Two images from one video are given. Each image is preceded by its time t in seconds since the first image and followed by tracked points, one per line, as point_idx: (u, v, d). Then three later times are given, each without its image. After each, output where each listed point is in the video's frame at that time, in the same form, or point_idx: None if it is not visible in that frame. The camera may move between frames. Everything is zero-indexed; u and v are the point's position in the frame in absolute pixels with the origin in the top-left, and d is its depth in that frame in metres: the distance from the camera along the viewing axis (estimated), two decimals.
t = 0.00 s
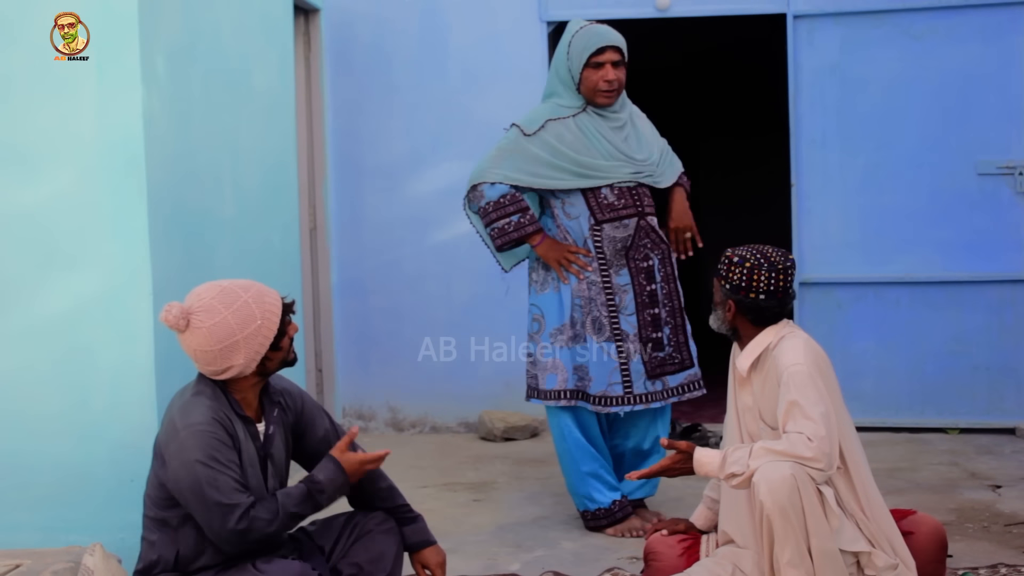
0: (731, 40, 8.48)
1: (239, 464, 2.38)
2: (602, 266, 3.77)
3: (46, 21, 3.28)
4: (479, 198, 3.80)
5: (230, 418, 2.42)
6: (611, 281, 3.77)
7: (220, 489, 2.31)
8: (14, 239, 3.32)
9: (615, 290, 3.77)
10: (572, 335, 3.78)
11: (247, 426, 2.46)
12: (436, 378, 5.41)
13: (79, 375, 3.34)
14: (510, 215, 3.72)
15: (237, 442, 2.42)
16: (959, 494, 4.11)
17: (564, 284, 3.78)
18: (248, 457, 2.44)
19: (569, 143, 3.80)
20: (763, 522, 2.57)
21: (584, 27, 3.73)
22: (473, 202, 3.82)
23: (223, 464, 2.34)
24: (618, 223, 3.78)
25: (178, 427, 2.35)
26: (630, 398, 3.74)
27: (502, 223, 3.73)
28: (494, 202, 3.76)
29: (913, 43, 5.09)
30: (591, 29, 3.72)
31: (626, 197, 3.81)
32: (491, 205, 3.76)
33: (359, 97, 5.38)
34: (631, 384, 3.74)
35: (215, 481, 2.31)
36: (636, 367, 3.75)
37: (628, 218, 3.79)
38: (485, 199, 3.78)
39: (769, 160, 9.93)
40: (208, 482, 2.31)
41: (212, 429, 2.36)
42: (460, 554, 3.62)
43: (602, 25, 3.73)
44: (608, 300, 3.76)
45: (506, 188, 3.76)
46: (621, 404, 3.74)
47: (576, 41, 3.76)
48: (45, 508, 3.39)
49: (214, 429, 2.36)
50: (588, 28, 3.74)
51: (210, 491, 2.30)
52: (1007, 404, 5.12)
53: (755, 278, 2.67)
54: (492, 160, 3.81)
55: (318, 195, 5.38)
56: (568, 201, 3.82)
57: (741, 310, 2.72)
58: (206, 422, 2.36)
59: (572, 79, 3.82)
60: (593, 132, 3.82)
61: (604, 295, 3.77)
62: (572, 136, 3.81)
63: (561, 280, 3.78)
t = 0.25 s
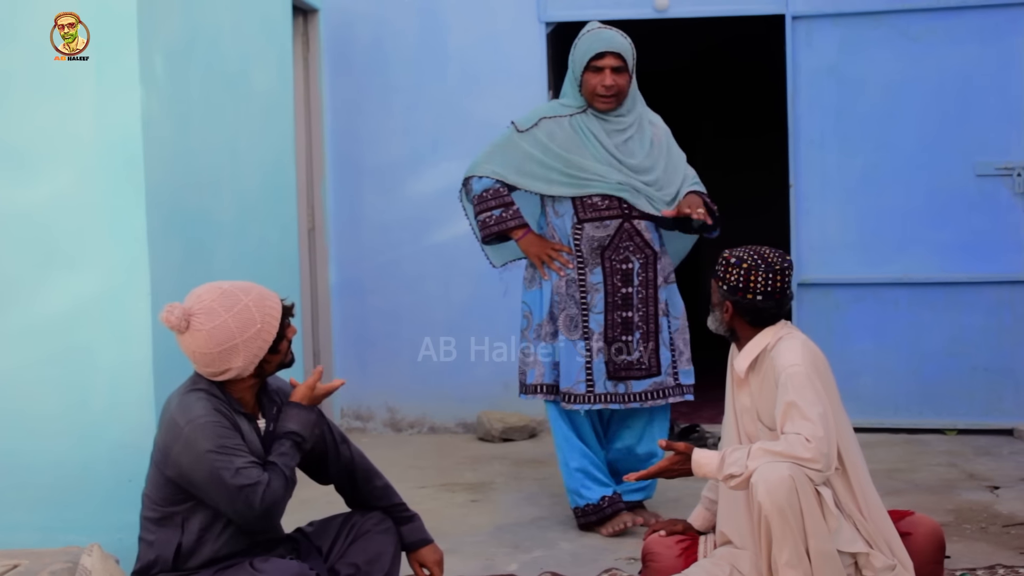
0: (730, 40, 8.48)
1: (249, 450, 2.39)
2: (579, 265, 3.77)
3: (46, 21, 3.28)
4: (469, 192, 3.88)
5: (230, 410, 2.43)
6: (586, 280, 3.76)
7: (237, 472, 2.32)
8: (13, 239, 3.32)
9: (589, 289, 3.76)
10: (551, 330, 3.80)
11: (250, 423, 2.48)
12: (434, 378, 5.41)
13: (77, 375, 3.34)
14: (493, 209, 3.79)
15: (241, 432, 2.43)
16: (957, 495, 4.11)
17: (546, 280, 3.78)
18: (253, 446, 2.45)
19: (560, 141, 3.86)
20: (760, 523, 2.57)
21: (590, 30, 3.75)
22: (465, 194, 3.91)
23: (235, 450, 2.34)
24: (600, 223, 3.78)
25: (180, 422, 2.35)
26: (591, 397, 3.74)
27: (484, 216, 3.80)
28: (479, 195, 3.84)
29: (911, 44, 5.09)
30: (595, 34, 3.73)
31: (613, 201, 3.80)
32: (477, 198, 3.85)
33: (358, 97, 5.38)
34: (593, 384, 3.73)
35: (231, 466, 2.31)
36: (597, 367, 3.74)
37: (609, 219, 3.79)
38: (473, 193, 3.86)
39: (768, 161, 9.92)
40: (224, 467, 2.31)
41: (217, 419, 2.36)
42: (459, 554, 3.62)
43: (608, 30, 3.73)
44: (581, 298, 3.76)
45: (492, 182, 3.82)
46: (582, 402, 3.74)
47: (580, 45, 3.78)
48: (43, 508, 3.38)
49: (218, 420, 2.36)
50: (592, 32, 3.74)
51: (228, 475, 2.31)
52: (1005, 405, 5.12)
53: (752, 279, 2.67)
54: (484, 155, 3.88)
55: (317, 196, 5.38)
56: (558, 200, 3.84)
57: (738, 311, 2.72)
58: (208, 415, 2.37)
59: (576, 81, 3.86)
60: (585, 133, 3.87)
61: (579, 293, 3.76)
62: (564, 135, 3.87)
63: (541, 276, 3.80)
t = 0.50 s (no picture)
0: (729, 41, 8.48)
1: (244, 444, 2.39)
2: (553, 264, 3.83)
3: (45, 21, 3.27)
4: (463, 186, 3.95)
5: (224, 406, 2.43)
6: (559, 280, 3.82)
7: (234, 464, 2.31)
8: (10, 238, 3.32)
9: (561, 289, 3.82)
10: (521, 326, 3.87)
11: (245, 422, 2.48)
12: (431, 378, 5.41)
13: (74, 374, 3.33)
14: (480, 206, 3.84)
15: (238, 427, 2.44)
16: (953, 495, 4.12)
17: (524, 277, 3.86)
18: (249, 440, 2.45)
19: (548, 142, 3.88)
20: (757, 523, 2.57)
21: (590, 33, 3.73)
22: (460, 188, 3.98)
23: (231, 443, 2.34)
24: (576, 223, 3.82)
25: (176, 418, 2.35)
26: (556, 394, 3.79)
27: (473, 213, 3.86)
28: (470, 192, 3.90)
29: (908, 44, 5.09)
30: (595, 41, 3.71)
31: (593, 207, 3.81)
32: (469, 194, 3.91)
33: (355, 97, 5.38)
34: (558, 382, 3.79)
35: (228, 457, 2.31)
36: (564, 366, 3.80)
37: (585, 219, 3.82)
38: (465, 190, 3.93)
39: (767, 162, 9.98)
40: (221, 459, 2.30)
41: (212, 413, 2.36)
42: (456, 554, 3.62)
43: (608, 38, 3.70)
44: (552, 296, 3.82)
45: (481, 180, 3.88)
46: (547, 398, 3.80)
47: (580, 52, 3.77)
48: (39, 507, 3.38)
49: (214, 414, 2.37)
50: (593, 38, 3.71)
51: (225, 467, 2.30)
52: (1002, 406, 5.12)
53: (748, 279, 2.67)
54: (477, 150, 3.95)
55: (314, 196, 5.38)
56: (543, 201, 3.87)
57: (734, 311, 2.72)
58: (204, 409, 2.37)
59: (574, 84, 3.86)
60: (575, 135, 3.87)
61: (550, 291, 3.83)
62: (553, 135, 3.89)
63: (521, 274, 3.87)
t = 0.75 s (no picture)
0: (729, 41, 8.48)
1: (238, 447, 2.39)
2: (532, 269, 3.86)
3: (46, 21, 3.27)
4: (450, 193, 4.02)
5: (222, 407, 2.43)
6: (538, 285, 3.87)
7: (226, 466, 2.31)
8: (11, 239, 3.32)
9: (541, 294, 3.87)
10: (500, 330, 3.92)
11: (242, 423, 2.48)
12: (432, 378, 5.41)
13: (74, 375, 3.33)
14: (466, 212, 3.89)
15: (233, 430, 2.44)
16: (954, 496, 4.12)
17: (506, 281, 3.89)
18: (244, 444, 2.45)
19: (527, 148, 3.92)
20: (759, 523, 2.57)
21: (566, 40, 3.76)
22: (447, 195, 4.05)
23: (225, 445, 2.34)
24: (552, 226, 3.86)
25: (173, 418, 2.35)
26: (540, 396, 3.84)
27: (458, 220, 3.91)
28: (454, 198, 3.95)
29: (909, 45, 5.09)
30: (571, 48, 3.74)
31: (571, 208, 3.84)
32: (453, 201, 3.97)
33: (356, 98, 5.38)
34: (543, 384, 3.84)
35: (220, 460, 2.31)
36: (548, 368, 3.85)
37: (561, 222, 3.85)
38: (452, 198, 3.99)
39: (768, 162, 9.97)
40: (213, 461, 2.30)
41: (208, 414, 2.37)
42: (457, 555, 3.62)
43: (584, 43, 3.74)
44: (532, 301, 3.87)
45: (463, 186, 3.93)
46: (531, 401, 3.85)
47: (557, 58, 3.81)
48: (40, 507, 3.38)
49: (210, 415, 2.37)
50: (569, 44, 3.75)
51: (216, 468, 2.30)
52: (1003, 406, 5.12)
53: (748, 280, 2.67)
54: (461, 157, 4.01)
55: (314, 196, 5.38)
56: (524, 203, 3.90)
57: (735, 312, 2.72)
58: (201, 410, 2.37)
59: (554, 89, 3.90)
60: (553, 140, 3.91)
61: (530, 295, 3.87)
62: (532, 140, 3.93)
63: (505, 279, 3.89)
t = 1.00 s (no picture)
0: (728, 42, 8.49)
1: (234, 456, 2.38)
2: (496, 271, 3.87)
3: (45, 21, 3.27)
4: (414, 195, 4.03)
5: (222, 413, 2.42)
6: (501, 287, 3.87)
7: (217, 476, 2.30)
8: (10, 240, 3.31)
9: (504, 296, 3.87)
10: (468, 332, 3.94)
11: (240, 427, 2.47)
12: (431, 379, 5.41)
13: (74, 376, 3.33)
14: (428, 213, 3.90)
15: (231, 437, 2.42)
16: (954, 497, 4.12)
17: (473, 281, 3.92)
18: (241, 451, 2.44)
19: (490, 150, 3.93)
20: (759, 524, 2.57)
21: (528, 41, 3.77)
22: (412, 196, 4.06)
23: (220, 453, 2.33)
24: (512, 229, 3.86)
25: (172, 422, 2.35)
26: (506, 398, 3.86)
27: (421, 220, 3.92)
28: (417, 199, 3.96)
29: (908, 46, 5.10)
30: (533, 48, 3.75)
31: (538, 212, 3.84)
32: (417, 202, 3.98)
33: (355, 99, 5.38)
34: (508, 386, 3.85)
35: (212, 469, 2.30)
36: (512, 370, 3.86)
37: (521, 225, 3.85)
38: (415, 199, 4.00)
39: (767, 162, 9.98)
40: (205, 469, 2.29)
41: (207, 420, 2.36)
42: (456, 555, 3.62)
43: (545, 43, 3.74)
44: (497, 303, 3.88)
45: (426, 187, 3.95)
46: (497, 402, 3.87)
47: (520, 57, 3.80)
48: (39, 509, 3.38)
49: (208, 421, 2.36)
50: (532, 45, 3.76)
51: (207, 478, 2.29)
52: (1002, 407, 5.13)
53: (747, 282, 2.67)
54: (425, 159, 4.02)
55: (314, 197, 5.39)
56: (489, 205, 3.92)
57: (734, 314, 2.72)
58: (200, 415, 2.37)
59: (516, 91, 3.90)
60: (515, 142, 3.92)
61: (494, 297, 3.88)
62: (495, 142, 3.94)
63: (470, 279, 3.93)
